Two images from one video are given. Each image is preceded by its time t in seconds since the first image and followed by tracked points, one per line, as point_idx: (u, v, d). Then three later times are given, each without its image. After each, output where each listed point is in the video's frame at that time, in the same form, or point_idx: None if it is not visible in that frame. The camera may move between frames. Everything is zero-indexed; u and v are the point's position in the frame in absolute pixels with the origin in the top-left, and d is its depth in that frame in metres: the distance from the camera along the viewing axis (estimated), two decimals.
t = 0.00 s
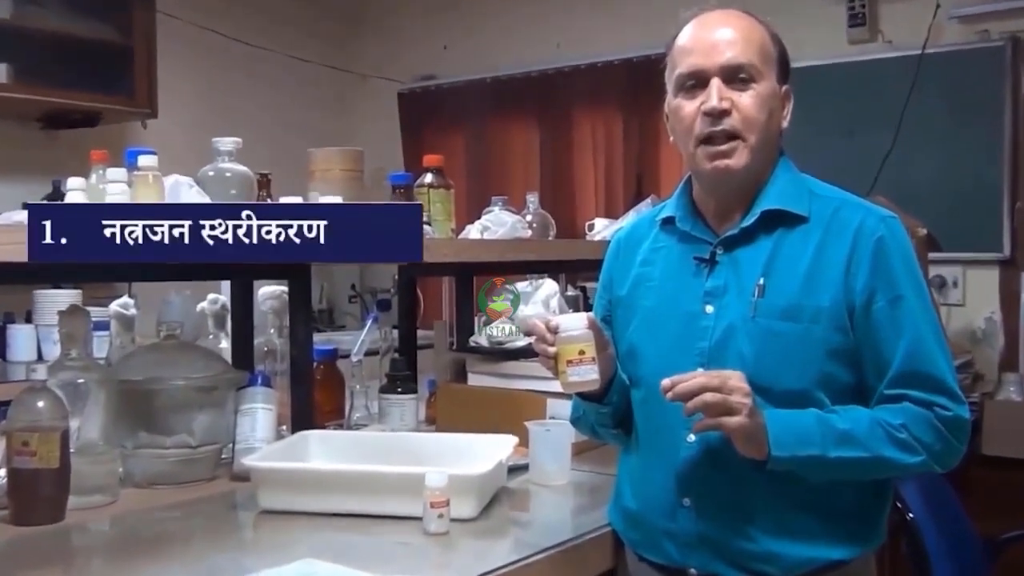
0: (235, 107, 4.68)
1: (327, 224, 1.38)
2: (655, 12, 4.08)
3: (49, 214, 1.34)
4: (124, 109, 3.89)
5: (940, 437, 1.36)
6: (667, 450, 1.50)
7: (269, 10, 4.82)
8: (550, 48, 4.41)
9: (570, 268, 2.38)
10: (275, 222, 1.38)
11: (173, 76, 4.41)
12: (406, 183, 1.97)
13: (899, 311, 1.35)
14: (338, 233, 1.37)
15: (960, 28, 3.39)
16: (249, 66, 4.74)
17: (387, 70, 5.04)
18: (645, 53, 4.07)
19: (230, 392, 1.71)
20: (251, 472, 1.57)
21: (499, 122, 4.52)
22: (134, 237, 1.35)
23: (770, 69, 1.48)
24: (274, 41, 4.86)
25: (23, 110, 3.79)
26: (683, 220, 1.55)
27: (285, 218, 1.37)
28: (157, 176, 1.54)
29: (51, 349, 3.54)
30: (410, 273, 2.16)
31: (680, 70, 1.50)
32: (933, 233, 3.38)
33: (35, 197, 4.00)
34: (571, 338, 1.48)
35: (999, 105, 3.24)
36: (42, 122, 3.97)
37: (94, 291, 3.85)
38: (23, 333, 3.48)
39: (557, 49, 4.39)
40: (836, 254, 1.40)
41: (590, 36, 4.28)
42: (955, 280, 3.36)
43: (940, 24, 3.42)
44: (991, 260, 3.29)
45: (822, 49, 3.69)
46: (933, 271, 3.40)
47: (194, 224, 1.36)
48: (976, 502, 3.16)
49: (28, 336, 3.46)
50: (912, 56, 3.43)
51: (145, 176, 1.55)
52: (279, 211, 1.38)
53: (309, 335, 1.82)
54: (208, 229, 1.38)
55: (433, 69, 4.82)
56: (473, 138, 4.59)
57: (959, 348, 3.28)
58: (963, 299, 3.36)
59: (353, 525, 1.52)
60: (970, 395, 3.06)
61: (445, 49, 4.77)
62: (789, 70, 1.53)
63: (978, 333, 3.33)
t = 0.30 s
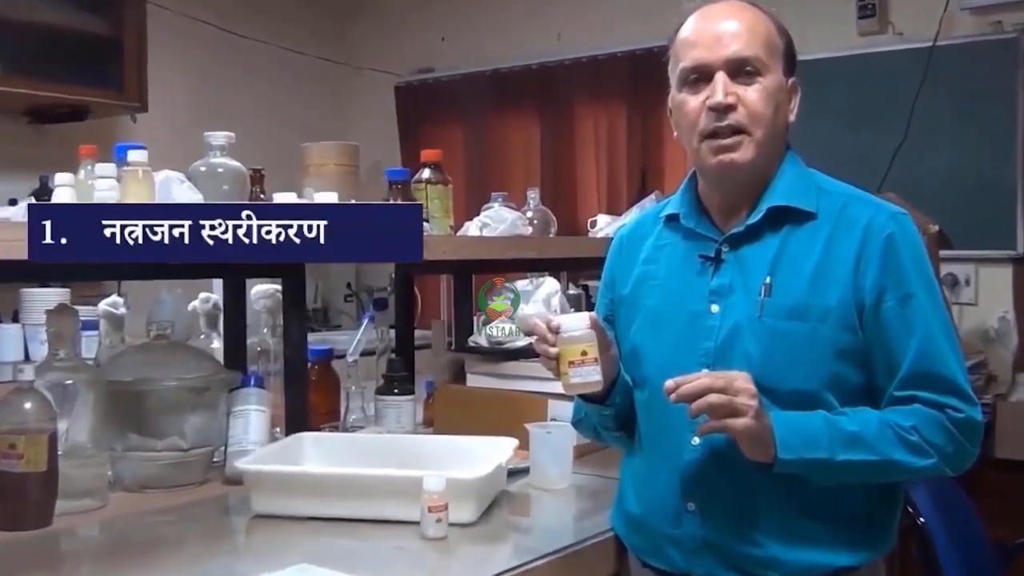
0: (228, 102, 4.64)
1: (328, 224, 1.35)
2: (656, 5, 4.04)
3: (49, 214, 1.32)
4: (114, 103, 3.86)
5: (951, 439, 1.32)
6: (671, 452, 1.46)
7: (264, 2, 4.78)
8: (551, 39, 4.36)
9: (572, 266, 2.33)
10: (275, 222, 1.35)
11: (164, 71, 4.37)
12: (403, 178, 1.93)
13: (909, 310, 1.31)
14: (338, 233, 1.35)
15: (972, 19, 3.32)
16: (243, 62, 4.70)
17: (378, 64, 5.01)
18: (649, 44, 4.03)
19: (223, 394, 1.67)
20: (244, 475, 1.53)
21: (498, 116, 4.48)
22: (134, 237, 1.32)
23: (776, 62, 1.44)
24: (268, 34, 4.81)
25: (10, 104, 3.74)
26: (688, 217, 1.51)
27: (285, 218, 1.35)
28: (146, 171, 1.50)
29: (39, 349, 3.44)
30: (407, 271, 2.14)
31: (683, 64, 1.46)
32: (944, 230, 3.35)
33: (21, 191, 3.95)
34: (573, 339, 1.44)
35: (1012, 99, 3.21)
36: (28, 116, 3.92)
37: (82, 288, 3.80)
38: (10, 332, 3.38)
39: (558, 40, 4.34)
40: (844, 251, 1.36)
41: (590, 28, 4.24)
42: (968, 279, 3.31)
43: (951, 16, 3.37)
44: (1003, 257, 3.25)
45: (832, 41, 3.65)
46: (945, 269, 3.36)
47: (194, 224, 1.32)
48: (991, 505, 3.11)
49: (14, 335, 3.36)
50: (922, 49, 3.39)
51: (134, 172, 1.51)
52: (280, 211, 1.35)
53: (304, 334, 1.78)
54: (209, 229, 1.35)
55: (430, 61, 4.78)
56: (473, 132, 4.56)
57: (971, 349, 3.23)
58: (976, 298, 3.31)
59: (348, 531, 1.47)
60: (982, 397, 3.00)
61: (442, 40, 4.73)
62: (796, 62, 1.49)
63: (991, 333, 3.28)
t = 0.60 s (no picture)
0: (217, 96, 4.57)
1: (328, 224, 1.23)
2: None
3: (48, 214, 1.23)
4: (99, 93, 3.75)
5: (969, 443, 1.26)
6: (676, 456, 1.40)
7: None
8: (553, 28, 4.29)
9: (575, 263, 2.27)
10: (275, 221, 1.24)
11: (154, 65, 4.31)
12: (398, 172, 1.87)
13: (924, 309, 1.26)
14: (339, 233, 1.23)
15: (991, 8, 3.26)
16: (238, 57, 4.65)
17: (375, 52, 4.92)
18: (654, 33, 3.97)
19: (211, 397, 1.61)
20: (232, 482, 1.47)
21: (499, 105, 4.42)
22: (134, 237, 1.22)
23: (786, 51, 1.38)
24: (261, 24, 4.75)
25: None
26: (695, 212, 1.45)
27: (285, 218, 1.23)
28: (132, 164, 1.45)
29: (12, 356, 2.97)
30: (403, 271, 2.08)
31: (690, 52, 1.40)
32: (962, 226, 3.29)
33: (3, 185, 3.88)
34: (574, 338, 1.38)
35: None
36: (10, 108, 3.84)
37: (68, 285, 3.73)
38: None
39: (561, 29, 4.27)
40: (857, 247, 1.30)
41: (591, 17, 4.18)
42: (985, 276, 3.26)
43: (969, 4, 3.30)
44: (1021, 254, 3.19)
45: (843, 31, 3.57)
46: (962, 267, 3.31)
47: (194, 224, 1.22)
48: (1007, 509, 3.04)
49: None
50: (939, 37, 3.32)
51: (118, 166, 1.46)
52: (279, 209, 1.24)
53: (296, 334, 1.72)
54: (209, 229, 1.24)
55: (427, 51, 4.71)
56: (472, 123, 4.49)
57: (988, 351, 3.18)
58: (994, 296, 3.25)
59: (340, 539, 1.42)
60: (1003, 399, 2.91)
61: (440, 28, 4.67)
62: (807, 51, 1.43)
63: (1010, 332, 3.21)
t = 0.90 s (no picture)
0: (207, 91, 4.50)
1: (328, 224, 1.22)
2: None
3: (49, 213, 1.22)
4: (83, 86, 3.65)
5: (984, 447, 1.21)
6: (680, 460, 1.35)
7: None
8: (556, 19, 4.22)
9: (577, 263, 2.23)
10: (275, 221, 1.22)
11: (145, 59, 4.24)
12: (394, 168, 1.83)
13: (938, 309, 1.21)
14: (339, 234, 1.21)
15: None
16: (239, 53, 4.62)
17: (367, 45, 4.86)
18: (660, 24, 3.90)
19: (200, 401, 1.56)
20: (222, 488, 1.42)
21: (497, 99, 4.37)
22: (135, 237, 1.22)
23: (796, 43, 1.33)
24: (256, 17, 4.68)
25: None
26: (700, 207, 1.40)
27: (284, 218, 1.22)
28: (118, 160, 1.40)
29: None
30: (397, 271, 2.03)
31: (696, 44, 1.36)
32: (977, 225, 3.21)
33: None
34: (575, 336, 1.33)
35: None
36: None
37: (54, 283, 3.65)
38: None
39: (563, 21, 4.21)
40: (869, 244, 1.26)
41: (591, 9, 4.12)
42: (1002, 277, 3.15)
43: None
44: None
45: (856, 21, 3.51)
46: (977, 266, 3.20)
47: (193, 224, 1.21)
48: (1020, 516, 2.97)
49: None
50: (955, 29, 3.25)
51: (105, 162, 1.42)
52: (280, 209, 1.23)
53: (288, 336, 1.67)
54: (209, 229, 1.23)
55: (423, 43, 4.65)
56: (470, 117, 4.45)
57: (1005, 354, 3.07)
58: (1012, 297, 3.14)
59: (332, 548, 1.37)
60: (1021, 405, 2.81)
61: (436, 19, 4.60)
62: (817, 43, 1.38)
63: None
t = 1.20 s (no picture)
0: (194, 86, 4.38)
1: (327, 224, 1.20)
2: None
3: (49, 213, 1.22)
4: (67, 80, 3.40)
5: (1003, 449, 1.16)
6: (687, 464, 1.29)
7: None
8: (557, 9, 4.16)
9: (579, 262, 2.18)
10: (275, 221, 1.21)
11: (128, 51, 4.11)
12: (389, 164, 1.78)
13: (956, 309, 1.15)
14: (339, 234, 1.19)
15: None
16: (239, 53, 4.56)
17: (364, 35, 4.78)
18: (666, 14, 3.83)
19: (188, 406, 1.51)
20: (211, 496, 1.37)
21: (494, 91, 4.31)
22: (135, 237, 1.20)
23: (807, 34, 1.27)
24: (251, 9, 4.59)
25: None
26: (708, 204, 1.35)
27: (284, 218, 1.20)
28: (103, 155, 1.37)
29: None
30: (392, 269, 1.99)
31: (702, 37, 1.30)
32: (995, 222, 3.15)
33: None
34: (577, 337, 1.28)
35: None
36: None
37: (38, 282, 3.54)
38: None
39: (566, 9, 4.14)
40: (884, 241, 1.20)
41: None
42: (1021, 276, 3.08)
43: None
44: None
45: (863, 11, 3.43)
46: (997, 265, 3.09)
47: (194, 224, 1.19)
48: None
49: None
50: (972, 18, 3.19)
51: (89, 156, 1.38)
52: (280, 209, 1.21)
53: (279, 339, 1.62)
54: (209, 229, 1.22)
55: (419, 34, 4.60)
56: (467, 110, 4.38)
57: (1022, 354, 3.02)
58: None
59: (325, 559, 1.31)
60: None
61: (434, 10, 4.55)
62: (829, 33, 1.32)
63: None
